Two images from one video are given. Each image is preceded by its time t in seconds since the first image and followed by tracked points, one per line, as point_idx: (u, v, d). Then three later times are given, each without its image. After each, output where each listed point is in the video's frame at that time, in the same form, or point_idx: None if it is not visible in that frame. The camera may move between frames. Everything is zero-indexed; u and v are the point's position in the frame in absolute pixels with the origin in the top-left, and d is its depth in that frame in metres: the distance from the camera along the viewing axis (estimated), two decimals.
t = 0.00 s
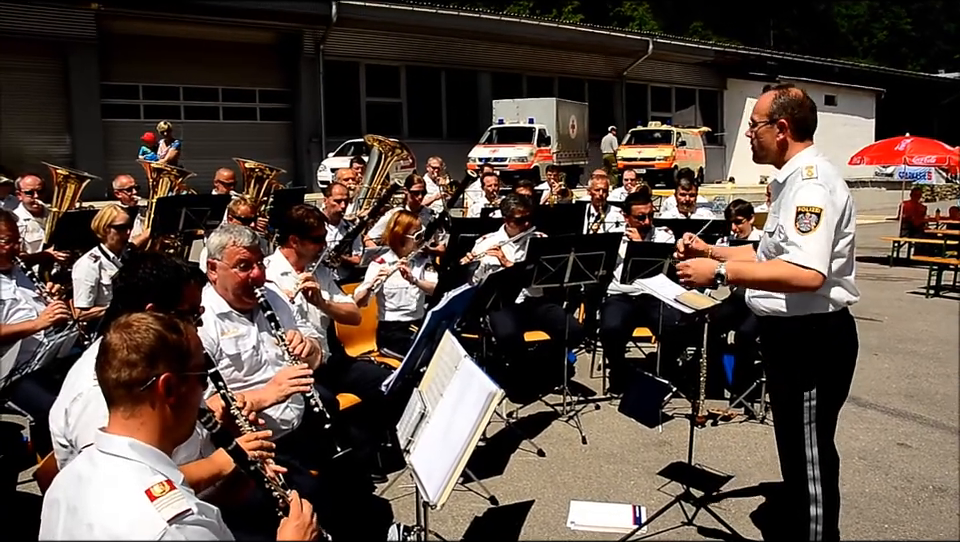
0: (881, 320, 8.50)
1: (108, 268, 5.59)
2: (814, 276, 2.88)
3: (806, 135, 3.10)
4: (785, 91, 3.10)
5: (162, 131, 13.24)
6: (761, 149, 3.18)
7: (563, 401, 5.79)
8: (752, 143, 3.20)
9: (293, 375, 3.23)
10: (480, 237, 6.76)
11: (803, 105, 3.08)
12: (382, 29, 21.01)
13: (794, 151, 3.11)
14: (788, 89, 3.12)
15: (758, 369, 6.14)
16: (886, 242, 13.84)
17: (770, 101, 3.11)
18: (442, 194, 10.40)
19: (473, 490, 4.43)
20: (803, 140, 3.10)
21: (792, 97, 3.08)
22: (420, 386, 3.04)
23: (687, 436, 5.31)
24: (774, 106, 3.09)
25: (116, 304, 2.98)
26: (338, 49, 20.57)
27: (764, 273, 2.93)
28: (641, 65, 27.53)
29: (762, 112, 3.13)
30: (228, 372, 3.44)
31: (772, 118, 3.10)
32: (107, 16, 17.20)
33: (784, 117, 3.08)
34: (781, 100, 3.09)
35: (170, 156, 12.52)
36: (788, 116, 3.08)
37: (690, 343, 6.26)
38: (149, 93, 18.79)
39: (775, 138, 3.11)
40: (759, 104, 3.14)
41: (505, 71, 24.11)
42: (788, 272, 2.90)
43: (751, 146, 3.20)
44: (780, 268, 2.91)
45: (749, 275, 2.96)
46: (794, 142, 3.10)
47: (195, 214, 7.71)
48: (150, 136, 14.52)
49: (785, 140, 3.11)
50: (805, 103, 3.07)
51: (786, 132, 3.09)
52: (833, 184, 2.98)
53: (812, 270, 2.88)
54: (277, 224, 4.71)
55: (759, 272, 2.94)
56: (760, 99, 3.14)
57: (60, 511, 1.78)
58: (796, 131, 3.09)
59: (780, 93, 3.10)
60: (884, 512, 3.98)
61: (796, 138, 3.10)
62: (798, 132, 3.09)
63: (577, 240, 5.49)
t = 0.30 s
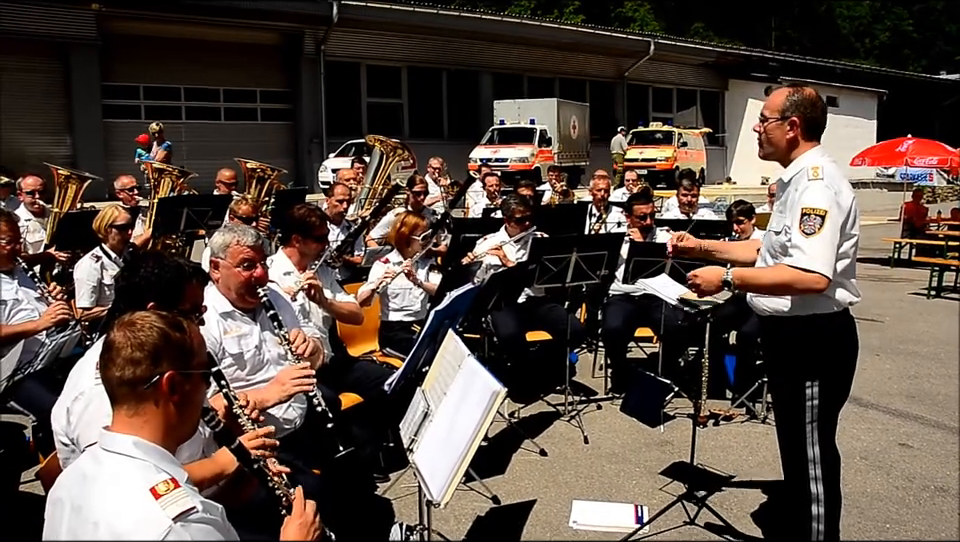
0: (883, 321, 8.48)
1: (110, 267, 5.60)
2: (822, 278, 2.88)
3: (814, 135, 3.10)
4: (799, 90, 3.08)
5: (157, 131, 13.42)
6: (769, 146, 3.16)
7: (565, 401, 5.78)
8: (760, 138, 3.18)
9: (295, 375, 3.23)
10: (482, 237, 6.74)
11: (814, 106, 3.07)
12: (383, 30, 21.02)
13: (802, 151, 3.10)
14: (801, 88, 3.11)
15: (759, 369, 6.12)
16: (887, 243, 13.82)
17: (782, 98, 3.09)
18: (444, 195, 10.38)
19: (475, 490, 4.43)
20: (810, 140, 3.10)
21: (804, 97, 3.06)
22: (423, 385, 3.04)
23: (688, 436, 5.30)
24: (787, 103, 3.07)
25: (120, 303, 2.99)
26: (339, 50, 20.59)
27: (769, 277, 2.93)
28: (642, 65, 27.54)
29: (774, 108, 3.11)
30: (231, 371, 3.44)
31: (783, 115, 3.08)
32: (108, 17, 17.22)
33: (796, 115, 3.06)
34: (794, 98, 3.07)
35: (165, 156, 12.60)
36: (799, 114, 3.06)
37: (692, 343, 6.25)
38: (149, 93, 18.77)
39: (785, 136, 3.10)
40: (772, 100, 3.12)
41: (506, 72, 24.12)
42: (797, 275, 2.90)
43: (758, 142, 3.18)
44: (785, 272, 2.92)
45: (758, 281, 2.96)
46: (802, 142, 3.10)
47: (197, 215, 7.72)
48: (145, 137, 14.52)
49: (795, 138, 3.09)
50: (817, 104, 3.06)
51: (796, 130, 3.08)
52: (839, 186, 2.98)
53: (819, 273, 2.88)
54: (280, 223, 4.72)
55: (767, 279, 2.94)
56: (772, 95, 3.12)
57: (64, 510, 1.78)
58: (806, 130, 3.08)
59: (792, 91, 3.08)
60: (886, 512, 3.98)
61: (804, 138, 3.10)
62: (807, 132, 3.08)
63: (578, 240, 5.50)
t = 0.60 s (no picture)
0: (886, 316, 8.47)
1: (112, 263, 5.60)
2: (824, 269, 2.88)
3: (821, 128, 3.08)
4: (807, 83, 3.07)
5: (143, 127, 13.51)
6: (776, 138, 3.15)
7: (568, 396, 5.77)
8: (767, 131, 3.16)
9: (299, 371, 3.23)
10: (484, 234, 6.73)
11: (821, 99, 3.05)
12: (384, 25, 20.97)
13: (809, 144, 3.08)
14: (809, 81, 3.10)
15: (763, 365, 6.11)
16: (889, 238, 13.81)
17: (790, 90, 3.07)
18: (445, 190, 10.38)
19: (478, 486, 4.42)
20: (817, 133, 3.08)
21: (811, 90, 3.05)
22: (427, 381, 3.04)
23: (691, 431, 5.30)
24: (795, 96, 3.06)
25: (124, 299, 2.99)
26: (340, 45, 20.56)
27: (771, 270, 2.92)
28: (644, 60, 27.48)
29: (781, 100, 3.09)
30: (236, 367, 3.43)
31: (791, 107, 3.07)
32: (108, 12, 17.15)
33: (804, 108, 3.05)
34: (802, 91, 3.05)
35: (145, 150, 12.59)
36: (807, 107, 3.05)
37: (695, 339, 6.26)
38: (150, 89, 18.69)
39: (792, 128, 3.08)
40: (779, 93, 3.10)
41: (508, 67, 24.07)
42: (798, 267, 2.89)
43: (765, 135, 3.17)
44: (786, 264, 2.91)
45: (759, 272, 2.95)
46: (809, 135, 3.08)
47: (198, 210, 7.70)
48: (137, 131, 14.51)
49: (802, 131, 3.07)
50: (824, 97, 3.05)
51: (804, 123, 3.06)
52: (843, 179, 2.96)
53: (821, 265, 2.87)
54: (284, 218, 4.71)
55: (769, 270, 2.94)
56: (779, 88, 3.11)
57: (68, 505, 1.78)
58: (813, 124, 3.06)
59: (800, 84, 3.07)
60: (890, 508, 3.97)
61: (811, 131, 3.08)
62: (815, 125, 3.06)
63: (581, 235, 5.49)
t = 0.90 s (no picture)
0: (891, 316, 8.45)
1: (116, 258, 5.59)
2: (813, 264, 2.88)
3: (829, 125, 3.06)
4: (813, 81, 3.05)
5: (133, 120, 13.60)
6: (783, 138, 3.13)
7: (571, 393, 5.77)
8: (774, 131, 3.14)
9: (305, 367, 3.22)
10: (489, 229, 6.71)
11: (828, 96, 3.03)
12: (388, 21, 20.96)
13: (816, 142, 3.06)
14: (816, 79, 3.08)
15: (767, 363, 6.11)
16: (894, 237, 13.78)
17: (795, 89, 3.05)
18: (449, 186, 10.36)
19: (481, 482, 4.42)
20: (825, 131, 3.06)
21: (818, 88, 3.02)
22: (432, 377, 3.03)
23: (695, 430, 5.30)
24: (801, 94, 3.04)
25: (127, 296, 2.98)
26: (344, 41, 20.56)
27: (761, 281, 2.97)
28: (648, 58, 27.45)
29: (787, 99, 3.07)
30: (241, 362, 3.44)
31: (798, 106, 3.05)
32: (114, 8, 17.19)
33: (811, 106, 3.02)
34: (808, 88, 3.03)
35: (138, 144, 12.62)
36: (814, 105, 3.02)
37: (699, 337, 6.26)
38: (154, 84, 18.71)
39: (800, 127, 3.06)
40: (785, 92, 3.09)
41: (512, 63, 24.04)
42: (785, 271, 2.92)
43: (773, 134, 3.16)
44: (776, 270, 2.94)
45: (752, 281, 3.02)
46: (816, 134, 3.06)
47: (203, 205, 7.70)
48: (130, 125, 14.29)
49: (809, 130, 3.05)
50: (831, 94, 3.03)
51: (812, 121, 3.04)
52: (848, 176, 2.94)
53: (812, 259, 2.87)
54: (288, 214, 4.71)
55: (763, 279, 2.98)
56: (786, 86, 3.09)
57: (73, 500, 1.78)
58: (821, 121, 3.04)
59: (806, 82, 3.05)
60: (896, 508, 3.96)
61: (819, 129, 3.05)
62: (822, 122, 3.04)
63: (585, 232, 5.48)
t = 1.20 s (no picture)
0: (898, 313, 8.42)
1: (123, 252, 5.60)
2: (838, 194, 2.72)
3: (833, 120, 3.05)
4: (809, 79, 3.02)
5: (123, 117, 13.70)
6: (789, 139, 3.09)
7: (577, 390, 5.76)
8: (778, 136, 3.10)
9: (313, 363, 3.23)
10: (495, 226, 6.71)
11: (828, 90, 3.01)
12: (393, 17, 20.97)
13: (824, 138, 3.04)
14: (810, 76, 3.05)
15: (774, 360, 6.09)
16: (901, 234, 13.73)
17: (795, 90, 3.02)
18: (454, 181, 10.34)
19: (487, 479, 4.42)
20: (830, 127, 3.04)
21: (816, 84, 3.00)
22: (439, 372, 3.02)
23: (702, 427, 5.29)
24: (801, 93, 3.00)
25: (134, 293, 2.98)
26: (349, 37, 20.58)
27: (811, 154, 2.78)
28: (653, 54, 27.40)
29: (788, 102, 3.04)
30: (248, 357, 3.44)
31: (801, 106, 3.00)
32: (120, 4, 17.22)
33: (814, 103, 2.99)
34: (806, 87, 3.01)
35: (128, 143, 12.74)
36: (817, 102, 3.00)
37: (706, 334, 6.25)
38: (159, 80, 18.72)
39: (807, 125, 3.02)
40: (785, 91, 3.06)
41: (517, 60, 24.02)
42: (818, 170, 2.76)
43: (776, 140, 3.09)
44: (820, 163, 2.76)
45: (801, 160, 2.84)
46: (823, 129, 3.04)
47: (209, 200, 7.69)
48: (118, 122, 14.70)
49: (817, 126, 3.03)
50: (831, 88, 3.02)
51: (817, 118, 3.02)
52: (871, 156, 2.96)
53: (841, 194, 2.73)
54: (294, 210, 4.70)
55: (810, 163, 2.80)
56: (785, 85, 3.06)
57: (83, 495, 1.79)
58: (826, 117, 3.02)
59: (804, 81, 3.02)
60: (903, 506, 3.95)
61: (825, 124, 3.03)
62: (827, 117, 3.02)
63: (591, 228, 5.46)
